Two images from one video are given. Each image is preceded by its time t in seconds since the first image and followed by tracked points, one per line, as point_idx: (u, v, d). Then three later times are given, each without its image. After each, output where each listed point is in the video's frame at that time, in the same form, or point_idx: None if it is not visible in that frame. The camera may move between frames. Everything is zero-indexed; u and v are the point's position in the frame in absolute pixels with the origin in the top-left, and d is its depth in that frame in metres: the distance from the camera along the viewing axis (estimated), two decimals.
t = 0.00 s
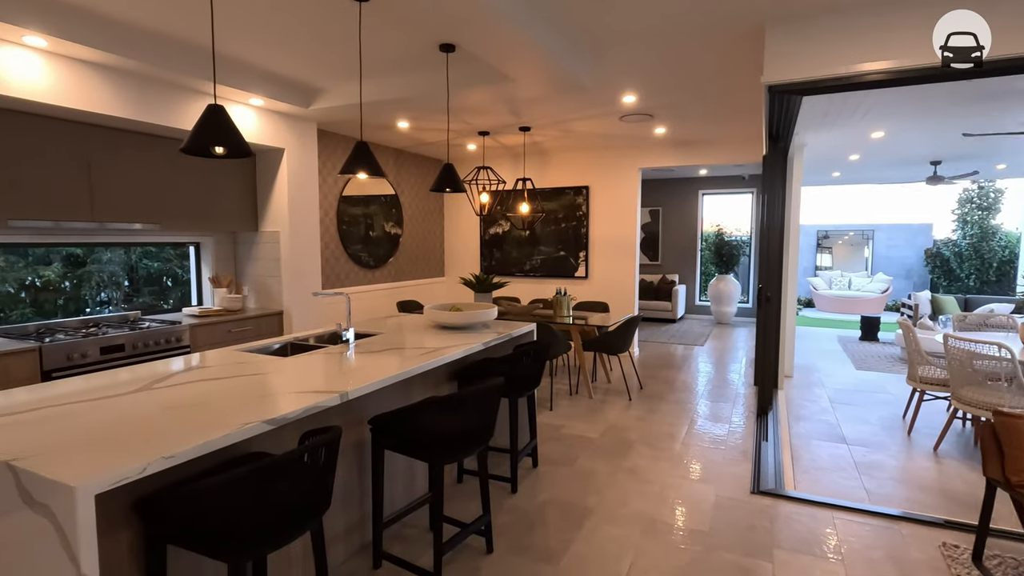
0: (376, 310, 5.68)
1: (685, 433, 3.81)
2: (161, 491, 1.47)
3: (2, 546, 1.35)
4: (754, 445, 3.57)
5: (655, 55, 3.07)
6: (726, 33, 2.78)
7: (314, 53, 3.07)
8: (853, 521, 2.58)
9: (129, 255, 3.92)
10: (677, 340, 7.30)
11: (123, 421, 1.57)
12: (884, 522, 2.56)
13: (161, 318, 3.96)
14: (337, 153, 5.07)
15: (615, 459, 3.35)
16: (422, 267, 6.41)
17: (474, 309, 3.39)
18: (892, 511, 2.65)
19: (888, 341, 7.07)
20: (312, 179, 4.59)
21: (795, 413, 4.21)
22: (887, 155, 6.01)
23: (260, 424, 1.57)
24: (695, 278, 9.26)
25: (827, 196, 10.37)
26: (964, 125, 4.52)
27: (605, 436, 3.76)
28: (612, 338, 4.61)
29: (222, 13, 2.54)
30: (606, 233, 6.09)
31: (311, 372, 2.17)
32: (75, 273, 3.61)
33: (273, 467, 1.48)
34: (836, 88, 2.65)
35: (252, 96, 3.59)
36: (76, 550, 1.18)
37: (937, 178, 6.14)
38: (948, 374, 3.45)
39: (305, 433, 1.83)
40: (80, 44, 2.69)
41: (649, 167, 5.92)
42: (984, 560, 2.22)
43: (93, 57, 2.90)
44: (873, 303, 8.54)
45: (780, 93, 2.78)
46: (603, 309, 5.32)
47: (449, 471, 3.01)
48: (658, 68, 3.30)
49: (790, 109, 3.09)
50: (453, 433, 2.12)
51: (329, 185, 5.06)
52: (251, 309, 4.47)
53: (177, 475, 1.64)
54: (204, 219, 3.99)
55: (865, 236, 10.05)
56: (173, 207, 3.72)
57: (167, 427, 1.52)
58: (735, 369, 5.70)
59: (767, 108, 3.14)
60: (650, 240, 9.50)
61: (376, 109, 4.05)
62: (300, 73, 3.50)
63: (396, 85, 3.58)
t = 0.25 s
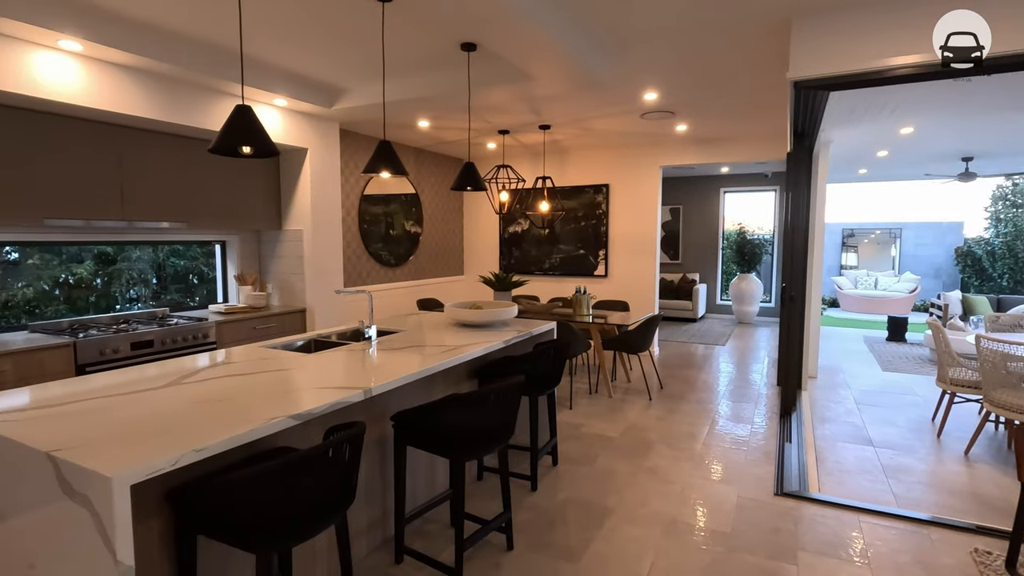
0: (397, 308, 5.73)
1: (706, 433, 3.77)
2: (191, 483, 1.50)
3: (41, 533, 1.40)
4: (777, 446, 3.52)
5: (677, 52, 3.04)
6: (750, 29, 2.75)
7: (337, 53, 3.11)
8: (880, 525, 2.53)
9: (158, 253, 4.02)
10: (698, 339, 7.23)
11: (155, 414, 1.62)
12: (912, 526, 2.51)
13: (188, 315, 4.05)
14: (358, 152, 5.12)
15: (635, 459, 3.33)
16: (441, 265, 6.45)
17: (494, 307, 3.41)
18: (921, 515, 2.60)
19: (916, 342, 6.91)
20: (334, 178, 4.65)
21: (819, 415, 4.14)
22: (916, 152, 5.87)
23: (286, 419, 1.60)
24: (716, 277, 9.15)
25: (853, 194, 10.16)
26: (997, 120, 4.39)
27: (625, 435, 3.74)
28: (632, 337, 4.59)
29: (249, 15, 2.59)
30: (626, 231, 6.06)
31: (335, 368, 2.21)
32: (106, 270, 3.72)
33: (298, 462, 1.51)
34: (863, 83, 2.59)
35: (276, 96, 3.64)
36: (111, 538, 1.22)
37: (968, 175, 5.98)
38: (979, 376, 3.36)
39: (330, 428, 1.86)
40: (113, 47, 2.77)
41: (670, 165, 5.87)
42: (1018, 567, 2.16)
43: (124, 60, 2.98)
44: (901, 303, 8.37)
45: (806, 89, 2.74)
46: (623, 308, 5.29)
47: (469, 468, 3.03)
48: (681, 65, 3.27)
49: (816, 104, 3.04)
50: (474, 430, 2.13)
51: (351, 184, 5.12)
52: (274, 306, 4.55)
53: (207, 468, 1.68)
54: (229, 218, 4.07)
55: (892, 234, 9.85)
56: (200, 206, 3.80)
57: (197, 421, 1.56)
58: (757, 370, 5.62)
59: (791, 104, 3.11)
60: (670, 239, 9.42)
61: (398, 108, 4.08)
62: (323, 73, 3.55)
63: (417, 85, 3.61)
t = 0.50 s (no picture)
0: (422, 306, 5.78)
1: (734, 434, 3.72)
2: (228, 475, 1.55)
3: (86, 520, 1.45)
4: (808, 448, 3.45)
5: (706, 48, 3.00)
6: (782, 23, 2.69)
7: (365, 54, 3.16)
8: (916, 531, 2.46)
9: (191, 251, 4.14)
10: (725, 339, 7.12)
11: (193, 408, 1.67)
12: (951, 534, 2.43)
13: (220, 311, 4.16)
14: (385, 152, 5.18)
15: (662, 459, 3.30)
16: (466, 264, 6.48)
17: (520, 305, 3.42)
18: (959, 522, 2.51)
19: (954, 344, 6.69)
20: (362, 177, 4.72)
21: (851, 417, 4.04)
22: (956, 147, 5.67)
23: (319, 414, 1.63)
24: (744, 276, 9.00)
25: (887, 191, 9.87)
26: None
27: (651, 435, 3.71)
28: (658, 337, 4.55)
29: (280, 18, 2.65)
30: (652, 230, 6.00)
31: (364, 365, 2.24)
32: (143, 268, 3.84)
33: (330, 456, 1.54)
34: (901, 76, 2.52)
35: (306, 97, 3.71)
36: (155, 526, 1.26)
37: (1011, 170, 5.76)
38: None
39: (360, 423, 1.89)
40: (152, 52, 2.85)
41: (697, 163, 5.79)
42: None
43: (163, 64, 3.07)
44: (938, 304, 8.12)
45: (840, 83, 2.67)
46: (649, 306, 5.25)
47: (495, 465, 3.05)
48: (710, 61, 3.23)
49: (851, 99, 2.96)
50: (501, 428, 2.14)
51: (378, 183, 5.18)
52: (303, 304, 4.64)
53: (243, 460, 1.72)
54: (260, 217, 4.16)
55: (929, 233, 9.57)
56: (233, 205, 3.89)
57: (234, 414, 1.60)
58: (787, 371, 5.51)
59: (825, 101, 3.05)
60: (696, 237, 9.30)
61: (424, 108, 4.12)
62: (352, 74, 3.60)
63: (444, 84, 3.63)
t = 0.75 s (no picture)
0: (443, 304, 5.82)
1: (758, 435, 3.67)
2: (257, 468, 1.58)
3: (122, 509, 1.50)
4: (834, 451, 3.38)
5: (731, 44, 2.96)
6: (810, 18, 2.65)
7: (389, 54, 3.19)
8: (948, 537, 2.40)
9: (218, 250, 4.22)
10: (748, 339, 7.02)
11: (224, 402, 1.71)
12: (985, 540, 2.36)
13: (247, 308, 4.24)
14: (407, 151, 5.23)
15: (684, 459, 3.28)
16: (487, 262, 6.50)
17: (542, 304, 3.42)
18: (993, 528, 2.45)
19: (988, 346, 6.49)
20: (384, 176, 4.76)
21: (879, 420, 3.96)
22: (991, 142, 5.50)
23: (345, 409, 1.66)
24: (768, 275, 8.86)
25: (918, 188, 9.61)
26: None
27: (673, 435, 3.68)
28: (680, 336, 4.51)
29: (306, 20, 2.69)
30: (674, 228, 5.94)
31: (388, 362, 2.27)
32: (172, 266, 3.93)
33: (355, 451, 1.56)
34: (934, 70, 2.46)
35: (331, 97, 3.76)
36: (188, 516, 1.30)
37: None
38: None
39: (385, 419, 1.92)
40: (183, 54, 2.92)
41: (720, 160, 5.72)
42: None
43: (193, 67, 3.14)
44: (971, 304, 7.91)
45: (871, 77, 2.61)
46: (671, 306, 5.21)
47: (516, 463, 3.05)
48: (735, 58, 3.19)
49: (881, 94, 2.89)
50: (523, 426, 2.14)
51: (400, 182, 5.23)
52: (327, 301, 4.70)
53: (271, 455, 1.76)
54: (285, 216, 4.23)
55: (961, 231, 9.27)
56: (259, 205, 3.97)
57: (264, 409, 1.64)
58: (812, 372, 5.41)
59: (854, 97, 3.00)
60: (719, 236, 9.18)
61: (446, 107, 4.14)
62: (376, 74, 3.64)
63: (465, 84, 3.65)
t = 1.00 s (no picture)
0: (464, 303, 5.85)
1: (784, 437, 3.61)
2: (286, 462, 1.61)
3: (156, 500, 1.55)
4: (863, 454, 3.31)
5: (757, 40, 2.92)
6: (840, 12, 2.59)
7: (413, 54, 3.21)
8: (983, 544, 2.33)
9: (244, 248, 4.31)
10: (773, 340, 6.91)
11: (254, 397, 1.75)
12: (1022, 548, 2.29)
13: (272, 305, 4.32)
14: (429, 150, 5.26)
15: (707, 460, 3.24)
16: (508, 261, 6.51)
17: (564, 302, 3.42)
18: None
19: None
20: (407, 175, 4.80)
21: (910, 423, 3.86)
22: None
23: (371, 405, 1.68)
24: (793, 274, 8.70)
25: (950, 185, 9.34)
26: None
27: (696, 436, 3.64)
28: (703, 336, 4.46)
29: (332, 22, 2.73)
30: (697, 227, 5.87)
31: (412, 359, 2.29)
32: (200, 264, 4.02)
33: (381, 447, 1.58)
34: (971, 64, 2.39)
35: (355, 97, 3.80)
36: (220, 507, 1.33)
37: None
38: None
39: (409, 415, 1.94)
40: (213, 57, 2.99)
41: (745, 158, 5.63)
42: None
43: (222, 69, 3.21)
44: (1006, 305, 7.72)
45: (904, 71, 2.55)
46: (694, 305, 5.15)
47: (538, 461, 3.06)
48: (762, 54, 3.14)
49: (915, 89, 2.82)
50: (545, 424, 2.14)
51: (422, 181, 5.27)
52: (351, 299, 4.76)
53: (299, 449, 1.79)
54: (311, 215, 4.30)
55: (996, 230, 8.98)
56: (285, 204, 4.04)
57: (292, 404, 1.67)
58: (839, 373, 5.30)
59: (885, 92, 2.94)
60: (743, 234, 9.05)
61: (468, 106, 4.15)
62: (399, 74, 3.67)
63: (487, 83, 3.66)
